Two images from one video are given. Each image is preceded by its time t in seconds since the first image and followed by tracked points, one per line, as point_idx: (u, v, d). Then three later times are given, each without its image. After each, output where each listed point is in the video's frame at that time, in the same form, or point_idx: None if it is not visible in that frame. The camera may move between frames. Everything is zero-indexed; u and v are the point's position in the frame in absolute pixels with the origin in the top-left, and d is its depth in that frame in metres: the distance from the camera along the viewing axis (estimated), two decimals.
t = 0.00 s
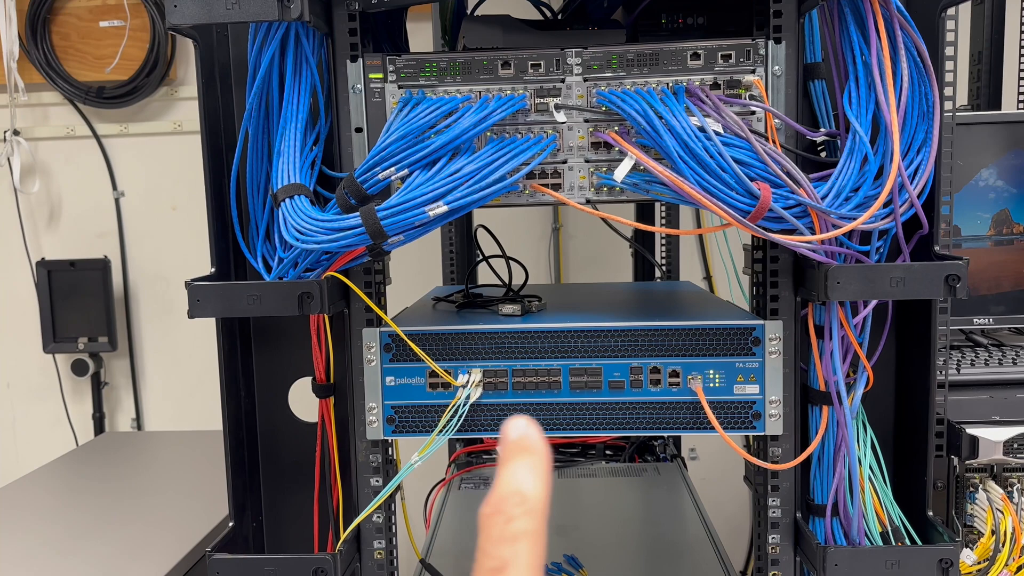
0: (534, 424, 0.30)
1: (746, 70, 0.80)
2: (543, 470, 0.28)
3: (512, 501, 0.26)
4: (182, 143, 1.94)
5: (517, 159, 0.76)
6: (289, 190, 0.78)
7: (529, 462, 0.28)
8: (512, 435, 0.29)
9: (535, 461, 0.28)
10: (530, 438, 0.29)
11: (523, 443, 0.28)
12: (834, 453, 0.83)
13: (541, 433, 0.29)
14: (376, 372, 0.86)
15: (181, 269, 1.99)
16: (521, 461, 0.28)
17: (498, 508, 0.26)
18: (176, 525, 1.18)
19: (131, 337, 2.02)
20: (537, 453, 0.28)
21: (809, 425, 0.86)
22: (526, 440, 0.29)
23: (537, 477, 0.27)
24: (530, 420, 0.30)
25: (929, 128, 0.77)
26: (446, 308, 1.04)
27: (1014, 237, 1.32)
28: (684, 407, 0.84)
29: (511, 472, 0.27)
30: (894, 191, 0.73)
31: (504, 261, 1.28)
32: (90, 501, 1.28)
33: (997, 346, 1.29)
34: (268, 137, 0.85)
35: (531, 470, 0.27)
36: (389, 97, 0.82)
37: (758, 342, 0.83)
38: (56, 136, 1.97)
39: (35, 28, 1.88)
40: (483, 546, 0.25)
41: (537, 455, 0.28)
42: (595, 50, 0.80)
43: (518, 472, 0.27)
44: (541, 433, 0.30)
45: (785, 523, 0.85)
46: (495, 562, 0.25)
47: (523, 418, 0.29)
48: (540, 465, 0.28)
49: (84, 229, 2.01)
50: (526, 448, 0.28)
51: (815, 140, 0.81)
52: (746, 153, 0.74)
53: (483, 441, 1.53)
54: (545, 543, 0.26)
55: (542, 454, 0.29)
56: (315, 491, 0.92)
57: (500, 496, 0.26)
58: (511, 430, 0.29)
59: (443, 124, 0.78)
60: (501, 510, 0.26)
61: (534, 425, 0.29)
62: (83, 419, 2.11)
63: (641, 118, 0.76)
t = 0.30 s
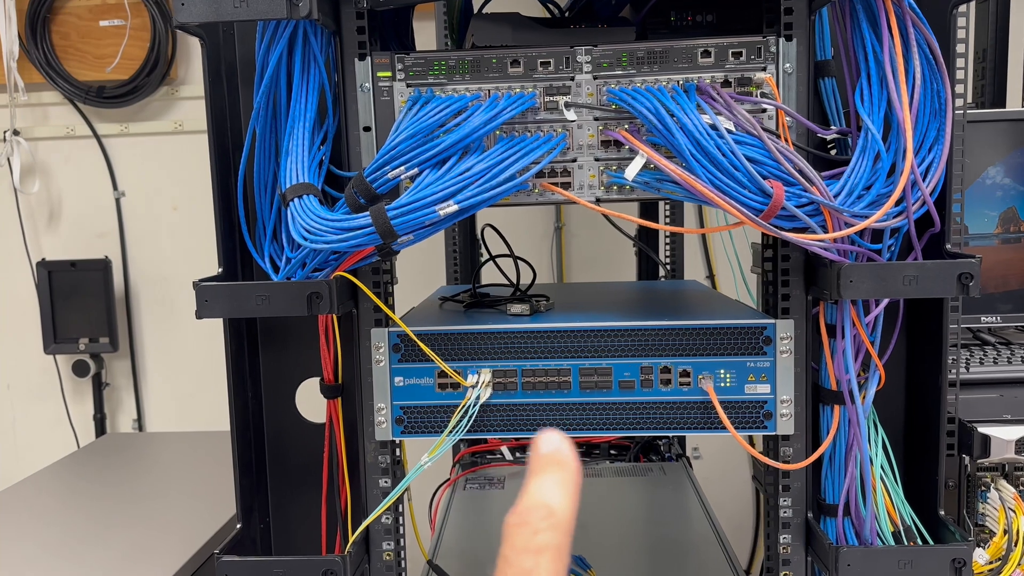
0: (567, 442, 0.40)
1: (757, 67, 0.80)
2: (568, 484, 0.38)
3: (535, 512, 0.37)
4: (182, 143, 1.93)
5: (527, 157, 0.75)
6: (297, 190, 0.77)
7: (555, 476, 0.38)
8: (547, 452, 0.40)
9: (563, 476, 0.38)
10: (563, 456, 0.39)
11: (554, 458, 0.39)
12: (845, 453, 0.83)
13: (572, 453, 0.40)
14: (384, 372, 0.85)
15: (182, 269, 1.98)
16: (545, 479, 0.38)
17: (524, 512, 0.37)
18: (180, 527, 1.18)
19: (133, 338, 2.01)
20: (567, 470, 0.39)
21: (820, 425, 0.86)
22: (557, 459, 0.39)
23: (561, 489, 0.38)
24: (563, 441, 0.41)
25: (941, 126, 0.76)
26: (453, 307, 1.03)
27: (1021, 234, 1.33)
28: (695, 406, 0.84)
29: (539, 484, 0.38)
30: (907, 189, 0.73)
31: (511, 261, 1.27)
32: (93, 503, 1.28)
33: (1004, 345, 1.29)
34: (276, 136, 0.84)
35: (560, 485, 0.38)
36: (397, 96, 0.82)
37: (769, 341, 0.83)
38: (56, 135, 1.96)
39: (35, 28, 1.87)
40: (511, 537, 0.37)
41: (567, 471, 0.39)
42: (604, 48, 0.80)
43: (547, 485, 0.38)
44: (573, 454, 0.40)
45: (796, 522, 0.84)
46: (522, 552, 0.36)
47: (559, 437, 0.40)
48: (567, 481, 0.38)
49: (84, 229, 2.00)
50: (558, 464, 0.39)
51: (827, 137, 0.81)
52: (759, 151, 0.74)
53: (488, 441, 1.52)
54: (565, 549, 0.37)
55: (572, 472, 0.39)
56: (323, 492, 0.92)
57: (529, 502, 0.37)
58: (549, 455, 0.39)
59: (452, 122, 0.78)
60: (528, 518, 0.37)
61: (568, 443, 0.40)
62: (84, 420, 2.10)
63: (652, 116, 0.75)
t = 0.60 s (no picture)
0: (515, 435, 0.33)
1: (764, 66, 0.79)
2: (527, 489, 0.32)
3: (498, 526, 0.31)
4: (182, 143, 1.92)
5: (533, 156, 0.75)
6: (303, 189, 0.77)
7: (511, 479, 0.32)
8: (495, 451, 0.32)
9: (518, 477, 0.32)
10: (514, 455, 0.32)
11: (505, 457, 0.32)
12: (852, 452, 0.82)
13: (523, 449, 0.33)
14: (390, 372, 0.85)
15: (182, 270, 1.97)
16: (501, 481, 0.32)
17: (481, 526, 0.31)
18: (183, 528, 1.17)
19: (133, 338, 2.00)
20: (521, 472, 0.32)
21: (827, 424, 0.86)
22: (508, 459, 0.32)
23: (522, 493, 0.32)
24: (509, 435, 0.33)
25: (948, 125, 0.76)
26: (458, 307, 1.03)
27: None
28: (701, 406, 0.83)
29: (496, 490, 0.32)
30: (916, 188, 0.72)
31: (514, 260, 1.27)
32: (95, 505, 1.27)
33: (1009, 345, 1.30)
34: (280, 136, 0.84)
35: (517, 488, 0.32)
36: (403, 95, 0.82)
37: (776, 341, 0.82)
38: (56, 136, 1.95)
39: (34, 28, 1.86)
40: (470, 553, 0.31)
41: (521, 472, 0.32)
42: (611, 46, 0.80)
43: (502, 490, 0.32)
44: (524, 448, 0.33)
45: (803, 522, 0.84)
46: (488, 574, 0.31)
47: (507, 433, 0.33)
48: (524, 483, 0.32)
49: (84, 230, 1.99)
50: (509, 464, 0.32)
51: (833, 136, 0.81)
52: (766, 149, 0.74)
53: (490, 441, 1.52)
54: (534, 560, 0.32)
55: (527, 472, 0.33)
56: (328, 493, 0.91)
57: (486, 513, 0.31)
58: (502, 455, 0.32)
59: (459, 121, 0.77)
60: (491, 529, 0.31)
61: (516, 437, 0.33)
62: (84, 421, 2.09)
63: (660, 115, 0.75)
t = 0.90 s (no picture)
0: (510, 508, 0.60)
1: (764, 65, 0.80)
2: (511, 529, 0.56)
3: (495, 556, 0.53)
4: (181, 143, 1.92)
5: (534, 156, 0.75)
6: (303, 189, 0.77)
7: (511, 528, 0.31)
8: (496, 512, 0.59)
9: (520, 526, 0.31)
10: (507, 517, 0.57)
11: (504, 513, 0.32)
12: (851, 451, 0.83)
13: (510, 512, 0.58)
14: (390, 372, 0.85)
15: (181, 270, 1.97)
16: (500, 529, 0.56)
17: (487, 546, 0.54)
18: (183, 527, 1.17)
19: (132, 338, 2.00)
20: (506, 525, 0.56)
21: (826, 423, 0.86)
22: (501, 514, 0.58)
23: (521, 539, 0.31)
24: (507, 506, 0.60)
25: (947, 124, 0.76)
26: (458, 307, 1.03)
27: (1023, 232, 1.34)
28: (701, 405, 0.84)
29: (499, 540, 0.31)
30: (915, 187, 0.73)
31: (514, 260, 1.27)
32: (95, 504, 1.27)
33: (1007, 343, 1.31)
34: (281, 136, 0.84)
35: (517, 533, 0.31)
36: (403, 95, 0.82)
37: (776, 340, 0.83)
38: (55, 136, 1.95)
39: (33, 28, 1.86)
40: None
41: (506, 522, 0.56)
42: (610, 46, 0.80)
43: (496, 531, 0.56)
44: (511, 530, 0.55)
45: (803, 521, 0.85)
46: None
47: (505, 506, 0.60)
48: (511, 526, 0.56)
49: (83, 230, 1.99)
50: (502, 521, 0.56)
51: (832, 135, 0.81)
52: (766, 149, 0.74)
53: (490, 440, 1.52)
54: None
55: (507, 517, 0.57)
56: (329, 492, 0.92)
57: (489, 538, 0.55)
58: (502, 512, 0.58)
59: (459, 121, 0.78)
60: None
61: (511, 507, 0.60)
62: (83, 421, 2.09)
63: (659, 114, 0.75)
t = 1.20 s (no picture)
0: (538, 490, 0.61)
1: (760, 66, 0.80)
2: (548, 533, 0.58)
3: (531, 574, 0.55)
4: (180, 143, 1.92)
5: (531, 156, 0.75)
6: (301, 190, 0.77)
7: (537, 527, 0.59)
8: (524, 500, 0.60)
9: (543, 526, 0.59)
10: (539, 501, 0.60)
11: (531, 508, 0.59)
12: (848, 451, 0.83)
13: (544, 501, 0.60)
14: (388, 372, 0.85)
15: (179, 269, 1.97)
16: (532, 526, 0.59)
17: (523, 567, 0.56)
18: (181, 527, 1.17)
19: (131, 338, 2.00)
20: (541, 517, 0.59)
21: (823, 423, 0.86)
22: (535, 505, 0.60)
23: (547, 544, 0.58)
24: (537, 491, 0.61)
25: (943, 125, 0.77)
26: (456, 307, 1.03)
27: (1021, 233, 1.34)
28: (698, 405, 0.84)
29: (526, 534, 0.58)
30: (911, 188, 0.73)
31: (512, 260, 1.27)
32: (92, 504, 1.27)
33: (1004, 343, 1.31)
34: (279, 136, 0.84)
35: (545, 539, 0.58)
36: (401, 95, 0.82)
37: (772, 340, 0.83)
38: (53, 135, 1.95)
39: (31, 27, 1.86)
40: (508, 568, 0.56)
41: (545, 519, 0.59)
42: (608, 47, 0.80)
43: (534, 538, 0.58)
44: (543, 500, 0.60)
45: (799, 521, 0.85)
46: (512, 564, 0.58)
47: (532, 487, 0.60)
48: (545, 527, 0.59)
49: (82, 230, 1.99)
50: (536, 512, 0.59)
51: (829, 136, 0.81)
52: (762, 150, 0.74)
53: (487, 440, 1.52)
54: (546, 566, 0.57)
55: (546, 518, 0.59)
56: (326, 492, 0.92)
57: (524, 555, 0.57)
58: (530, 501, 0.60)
59: (456, 121, 0.78)
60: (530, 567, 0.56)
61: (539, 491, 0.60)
62: (82, 421, 2.09)
63: (656, 115, 0.75)
